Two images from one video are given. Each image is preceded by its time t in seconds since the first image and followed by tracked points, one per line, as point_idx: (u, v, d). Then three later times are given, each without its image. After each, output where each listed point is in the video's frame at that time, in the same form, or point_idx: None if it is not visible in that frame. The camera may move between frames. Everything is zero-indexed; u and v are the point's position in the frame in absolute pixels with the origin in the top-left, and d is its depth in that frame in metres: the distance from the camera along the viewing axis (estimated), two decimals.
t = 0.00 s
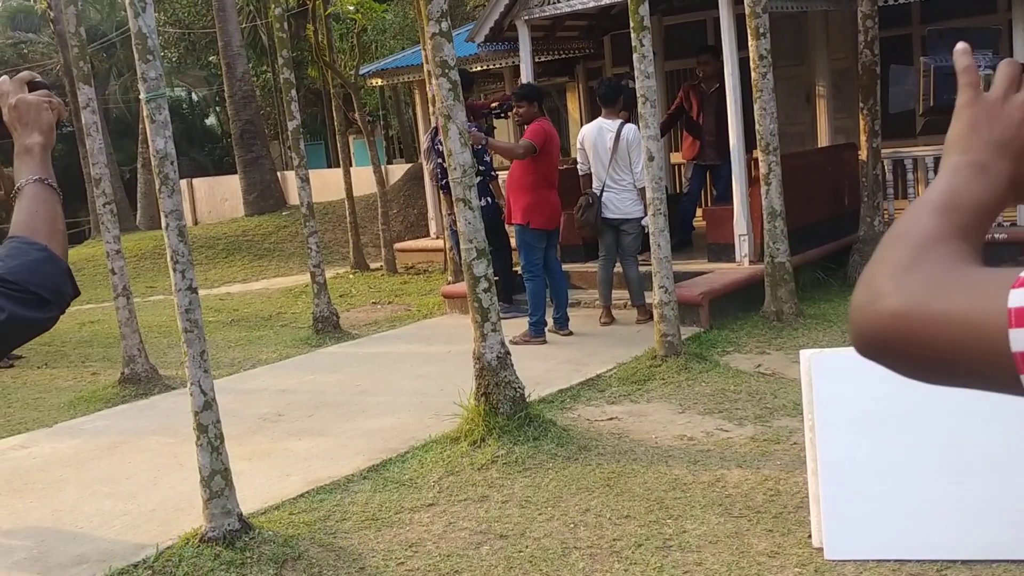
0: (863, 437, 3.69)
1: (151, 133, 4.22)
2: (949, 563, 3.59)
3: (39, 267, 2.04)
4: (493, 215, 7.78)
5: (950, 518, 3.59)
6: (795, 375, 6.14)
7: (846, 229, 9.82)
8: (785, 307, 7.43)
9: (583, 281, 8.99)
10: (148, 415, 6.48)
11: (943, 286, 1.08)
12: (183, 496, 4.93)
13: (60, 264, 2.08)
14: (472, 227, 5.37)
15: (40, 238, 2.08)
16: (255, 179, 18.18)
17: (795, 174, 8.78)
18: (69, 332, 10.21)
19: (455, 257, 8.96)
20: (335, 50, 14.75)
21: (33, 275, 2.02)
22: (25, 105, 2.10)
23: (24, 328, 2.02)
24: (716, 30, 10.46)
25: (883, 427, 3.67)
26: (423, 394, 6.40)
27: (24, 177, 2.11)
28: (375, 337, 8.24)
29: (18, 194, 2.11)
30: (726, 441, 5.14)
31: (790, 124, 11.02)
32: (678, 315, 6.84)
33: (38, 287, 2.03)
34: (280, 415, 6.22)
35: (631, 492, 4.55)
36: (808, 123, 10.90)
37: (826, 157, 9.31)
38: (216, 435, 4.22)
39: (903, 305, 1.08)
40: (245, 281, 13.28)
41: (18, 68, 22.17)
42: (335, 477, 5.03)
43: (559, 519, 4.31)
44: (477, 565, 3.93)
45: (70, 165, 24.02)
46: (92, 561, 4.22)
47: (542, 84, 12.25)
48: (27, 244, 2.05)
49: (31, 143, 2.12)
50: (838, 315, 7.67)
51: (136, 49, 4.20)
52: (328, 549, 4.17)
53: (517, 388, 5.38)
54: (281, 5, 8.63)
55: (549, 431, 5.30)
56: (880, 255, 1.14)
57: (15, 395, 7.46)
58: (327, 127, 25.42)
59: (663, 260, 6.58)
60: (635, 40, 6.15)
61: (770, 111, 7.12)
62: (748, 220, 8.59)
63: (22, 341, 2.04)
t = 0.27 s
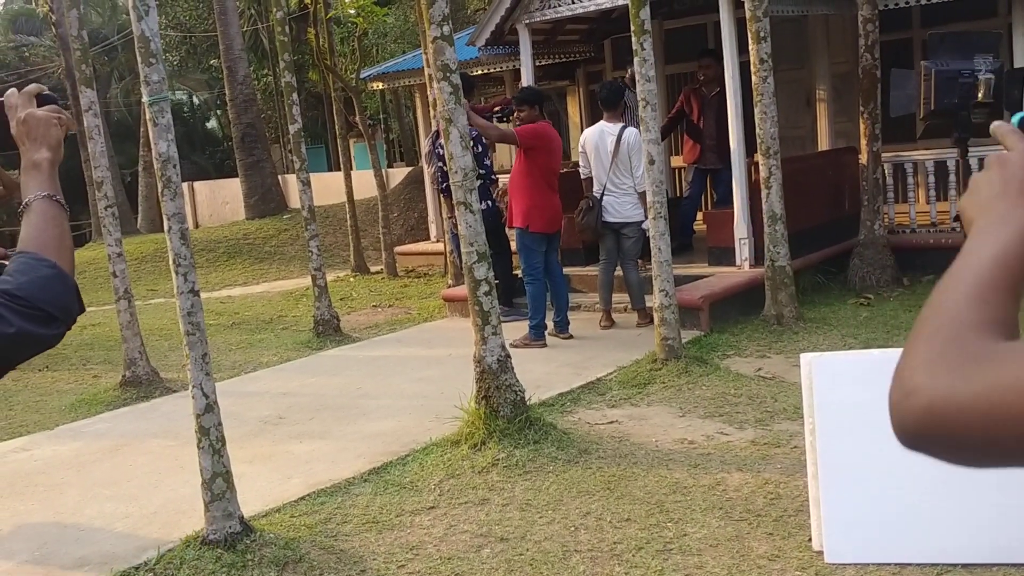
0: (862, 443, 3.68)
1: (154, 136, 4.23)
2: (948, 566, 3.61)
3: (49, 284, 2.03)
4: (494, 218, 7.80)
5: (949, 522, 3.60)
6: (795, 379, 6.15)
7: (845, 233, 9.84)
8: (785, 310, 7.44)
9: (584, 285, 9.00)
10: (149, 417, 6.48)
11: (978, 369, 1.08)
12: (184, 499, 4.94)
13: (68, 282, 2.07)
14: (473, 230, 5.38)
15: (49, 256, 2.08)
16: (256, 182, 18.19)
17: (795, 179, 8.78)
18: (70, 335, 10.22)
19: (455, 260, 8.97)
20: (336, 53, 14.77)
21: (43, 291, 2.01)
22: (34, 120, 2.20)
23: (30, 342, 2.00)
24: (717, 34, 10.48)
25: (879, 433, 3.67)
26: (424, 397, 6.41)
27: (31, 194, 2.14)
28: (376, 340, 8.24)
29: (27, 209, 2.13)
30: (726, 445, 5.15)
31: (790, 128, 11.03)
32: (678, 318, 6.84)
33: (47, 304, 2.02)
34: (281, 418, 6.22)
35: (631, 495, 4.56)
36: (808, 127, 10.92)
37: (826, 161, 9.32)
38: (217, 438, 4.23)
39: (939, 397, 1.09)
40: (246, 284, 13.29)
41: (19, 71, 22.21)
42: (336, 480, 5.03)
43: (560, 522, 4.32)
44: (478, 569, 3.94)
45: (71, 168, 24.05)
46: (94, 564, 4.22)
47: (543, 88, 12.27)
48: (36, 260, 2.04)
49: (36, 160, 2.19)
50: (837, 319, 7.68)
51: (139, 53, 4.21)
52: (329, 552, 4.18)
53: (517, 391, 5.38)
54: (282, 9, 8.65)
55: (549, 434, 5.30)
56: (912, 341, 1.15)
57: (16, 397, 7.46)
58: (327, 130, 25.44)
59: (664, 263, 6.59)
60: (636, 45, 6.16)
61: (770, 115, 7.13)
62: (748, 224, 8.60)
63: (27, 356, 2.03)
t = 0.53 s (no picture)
0: (861, 447, 3.65)
1: (152, 140, 4.22)
2: (950, 568, 3.61)
3: (55, 318, 2.02)
4: (493, 220, 7.79)
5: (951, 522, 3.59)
6: (794, 380, 6.14)
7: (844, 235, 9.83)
8: (785, 312, 7.43)
9: (583, 287, 9.00)
10: (147, 421, 6.47)
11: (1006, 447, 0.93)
12: (183, 503, 4.93)
13: (71, 316, 2.06)
14: (472, 232, 5.37)
15: (53, 287, 2.06)
16: (254, 185, 18.18)
17: (794, 180, 8.77)
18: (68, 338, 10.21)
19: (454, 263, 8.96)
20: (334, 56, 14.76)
21: (48, 325, 2.00)
22: (38, 148, 2.14)
23: (29, 375, 1.99)
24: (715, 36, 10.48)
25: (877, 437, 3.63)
26: (423, 400, 6.40)
27: (33, 225, 2.11)
28: (375, 343, 8.23)
29: (29, 240, 2.10)
30: (726, 446, 5.15)
31: (788, 129, 11.03)
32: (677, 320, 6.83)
33: (49, 337, 2.01)
34: (280, 421, 6.21)
35: (632, 498, 4.55)
36: (806, 128, 10.91)
37: (824, 162, 9.32)
38: (216, 442, 4.22)
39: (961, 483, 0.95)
40: (244, 287, 13.28)
41: (17, 74, 22.20)
42: (335, 484, 5.02)
43: (560, 525, 4.31)
44: (478, 572, 3.92)
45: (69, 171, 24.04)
46: (92, 568, 4.21)
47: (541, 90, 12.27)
48: (40, 291, 2.03)
49: (38, 188, 2.13)
50: (837, 320, 7.68)
51: (136, 56, 4.20)
52: (328, 556, 4.17)
53: (517, 394, 5.37)
54: (281, 12, 8.64)
55: (549, 437, 5.29)
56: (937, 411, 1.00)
57: (14, 401, 7.45)
58: (326, 133, 25.44)
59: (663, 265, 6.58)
60: (634, 47, 6.16)
61: (768, 116, 7.12)
62: (747, 225, 8.59)
63: (25, 387, 2.01)
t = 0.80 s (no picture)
0: (856, 449, 3.61)
1: (145, 145, 4.21)
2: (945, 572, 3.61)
3: (52, 361, 2.03)
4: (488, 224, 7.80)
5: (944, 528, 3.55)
6: (790, 383, 6.14)
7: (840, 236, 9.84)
8: (781, 314, 7.43)
9: (580, 290, 9.00)
10: (143, 427, 6.46)
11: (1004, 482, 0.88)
12: (178, 509, 4.92)
13: (65, 358, 2.07)
14: (467, 236, 5.36)
15: (49, 329, 2.06)
16: (250, 189, 18.17)
17: (789, 182, 8.77)
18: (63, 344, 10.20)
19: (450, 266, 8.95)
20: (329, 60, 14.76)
21: (44, 367, 2.01)
22: (35, 188, 2.13)
23: (22, 416, 2.00)
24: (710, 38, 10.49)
25: (871, 442, 3.57)
26: (419, 404, 6.40)
27: (29, 265, 2.10)
28: (371, 347, 8.23)
29: (24, 280, 2.10)
30: (722, 449, 5.14)
31: (784, 131, 11.04)
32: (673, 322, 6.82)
33: (46, 379, 2.01)
34: (276, 426, 6.20)
35: (628, 501, 4.54)
36: (802, 130, 10.92)
37: (820, 164, 9.32)
38: (211, 448, 4.21)
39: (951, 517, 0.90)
40: (240, 291, 13.27)
41: (12, 79, 22.18)
42: (331, 489, 5.01)
43: (557, 530, 4.30)
44: None
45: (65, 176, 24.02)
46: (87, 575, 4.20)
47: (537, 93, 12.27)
48: (35, 333, 2.03)
49: (34, 229, 2.13)
50: (833, 322, 7.68)
51: (129, 62, 4.19)
52: (324, 561, 4.16)
53: (513, 398, 5.37)
54: (275, 17, 8.63)
55: (546, 441, 5.29)
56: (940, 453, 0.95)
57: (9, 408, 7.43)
58: (321, 137, 25.44)
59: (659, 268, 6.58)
60: (629, 50, 6.16)
61: (763, 119, 7.12)
62: (743, 227, 8.60)
63: (16, 426, 2.02)
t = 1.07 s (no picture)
0: (852, 449, 3.61)
1: (141, 149, 4.21)
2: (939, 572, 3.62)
3: (49, 369, 2.03)
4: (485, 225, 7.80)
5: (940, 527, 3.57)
6: (787, 383, 6.15)
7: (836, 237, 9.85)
8: (777, 314, 7.43)
9: (577, 291, 9.00)
10: (139, 431, 6.45)
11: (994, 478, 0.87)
12: (175, 513, 4.91)
13: (63, 368, 2.07)
14: (463, 238, 5.36)
15: (47, 338, 2.07)
16: (246, 192, 18.16)
17: (785, 184, 8.78)
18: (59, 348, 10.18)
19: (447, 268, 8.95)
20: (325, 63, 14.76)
21: (41, 376, 2.01)
22: (35, 198, 2.14)
23: (17, 424, 2.00)
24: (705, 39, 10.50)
25: (866, 440, 3.58)
26: (416, 407, 6.40)
27: (27, 275, 2.10)
28: (368, 349, 8.23)
29: (22, 290, 2.10)
30: (719, 450, 5.15)
31: (779, 132, 11.05)
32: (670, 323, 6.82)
33: (43, 388, 2.02)
34: (273, 429, 6.20)
35: (625, 503, 4.55)
36: (798, 131, 10.94)
37: (815, 164, 9.32)
38: (208, 451, 4.20)
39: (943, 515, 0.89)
40: (237, 294, 13.27)
41: (7, 83, 22.16)
42: (328, 492, 5.01)
43: (554, 531, 4.30)
44: None
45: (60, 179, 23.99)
46: None
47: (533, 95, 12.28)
48: (33, 342, 2.03)
49: (33, 239, 2.13)
50: (829, 322, 7.69)
51: (125, 66, 4.19)
52: (322, 564, 4.16)
53: (510, 400, 5.37)
54: (271, 19, 8.63)
55: (543, 442, 5.29)
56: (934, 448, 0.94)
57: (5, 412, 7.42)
58: (317, 139, 25.43)
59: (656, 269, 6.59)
60: (624, 51, 6.16)
61: (759, 120, 7.13)
62: (739, 227, 8.60)
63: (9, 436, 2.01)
